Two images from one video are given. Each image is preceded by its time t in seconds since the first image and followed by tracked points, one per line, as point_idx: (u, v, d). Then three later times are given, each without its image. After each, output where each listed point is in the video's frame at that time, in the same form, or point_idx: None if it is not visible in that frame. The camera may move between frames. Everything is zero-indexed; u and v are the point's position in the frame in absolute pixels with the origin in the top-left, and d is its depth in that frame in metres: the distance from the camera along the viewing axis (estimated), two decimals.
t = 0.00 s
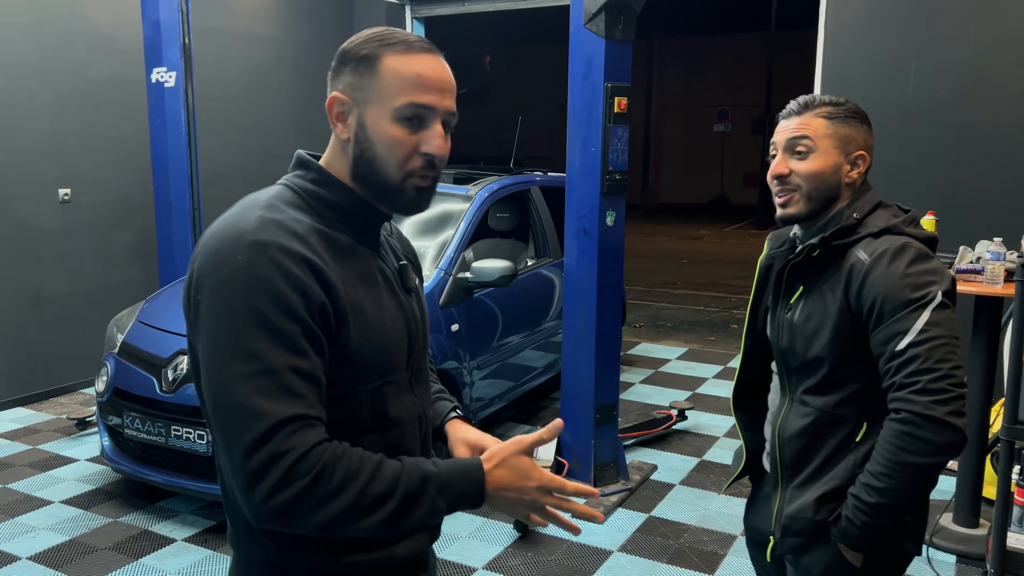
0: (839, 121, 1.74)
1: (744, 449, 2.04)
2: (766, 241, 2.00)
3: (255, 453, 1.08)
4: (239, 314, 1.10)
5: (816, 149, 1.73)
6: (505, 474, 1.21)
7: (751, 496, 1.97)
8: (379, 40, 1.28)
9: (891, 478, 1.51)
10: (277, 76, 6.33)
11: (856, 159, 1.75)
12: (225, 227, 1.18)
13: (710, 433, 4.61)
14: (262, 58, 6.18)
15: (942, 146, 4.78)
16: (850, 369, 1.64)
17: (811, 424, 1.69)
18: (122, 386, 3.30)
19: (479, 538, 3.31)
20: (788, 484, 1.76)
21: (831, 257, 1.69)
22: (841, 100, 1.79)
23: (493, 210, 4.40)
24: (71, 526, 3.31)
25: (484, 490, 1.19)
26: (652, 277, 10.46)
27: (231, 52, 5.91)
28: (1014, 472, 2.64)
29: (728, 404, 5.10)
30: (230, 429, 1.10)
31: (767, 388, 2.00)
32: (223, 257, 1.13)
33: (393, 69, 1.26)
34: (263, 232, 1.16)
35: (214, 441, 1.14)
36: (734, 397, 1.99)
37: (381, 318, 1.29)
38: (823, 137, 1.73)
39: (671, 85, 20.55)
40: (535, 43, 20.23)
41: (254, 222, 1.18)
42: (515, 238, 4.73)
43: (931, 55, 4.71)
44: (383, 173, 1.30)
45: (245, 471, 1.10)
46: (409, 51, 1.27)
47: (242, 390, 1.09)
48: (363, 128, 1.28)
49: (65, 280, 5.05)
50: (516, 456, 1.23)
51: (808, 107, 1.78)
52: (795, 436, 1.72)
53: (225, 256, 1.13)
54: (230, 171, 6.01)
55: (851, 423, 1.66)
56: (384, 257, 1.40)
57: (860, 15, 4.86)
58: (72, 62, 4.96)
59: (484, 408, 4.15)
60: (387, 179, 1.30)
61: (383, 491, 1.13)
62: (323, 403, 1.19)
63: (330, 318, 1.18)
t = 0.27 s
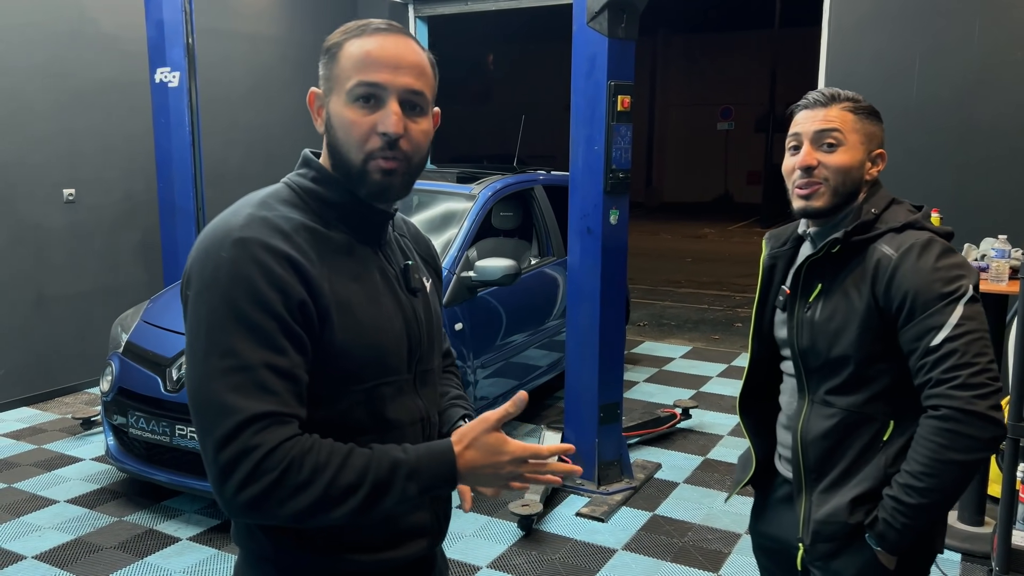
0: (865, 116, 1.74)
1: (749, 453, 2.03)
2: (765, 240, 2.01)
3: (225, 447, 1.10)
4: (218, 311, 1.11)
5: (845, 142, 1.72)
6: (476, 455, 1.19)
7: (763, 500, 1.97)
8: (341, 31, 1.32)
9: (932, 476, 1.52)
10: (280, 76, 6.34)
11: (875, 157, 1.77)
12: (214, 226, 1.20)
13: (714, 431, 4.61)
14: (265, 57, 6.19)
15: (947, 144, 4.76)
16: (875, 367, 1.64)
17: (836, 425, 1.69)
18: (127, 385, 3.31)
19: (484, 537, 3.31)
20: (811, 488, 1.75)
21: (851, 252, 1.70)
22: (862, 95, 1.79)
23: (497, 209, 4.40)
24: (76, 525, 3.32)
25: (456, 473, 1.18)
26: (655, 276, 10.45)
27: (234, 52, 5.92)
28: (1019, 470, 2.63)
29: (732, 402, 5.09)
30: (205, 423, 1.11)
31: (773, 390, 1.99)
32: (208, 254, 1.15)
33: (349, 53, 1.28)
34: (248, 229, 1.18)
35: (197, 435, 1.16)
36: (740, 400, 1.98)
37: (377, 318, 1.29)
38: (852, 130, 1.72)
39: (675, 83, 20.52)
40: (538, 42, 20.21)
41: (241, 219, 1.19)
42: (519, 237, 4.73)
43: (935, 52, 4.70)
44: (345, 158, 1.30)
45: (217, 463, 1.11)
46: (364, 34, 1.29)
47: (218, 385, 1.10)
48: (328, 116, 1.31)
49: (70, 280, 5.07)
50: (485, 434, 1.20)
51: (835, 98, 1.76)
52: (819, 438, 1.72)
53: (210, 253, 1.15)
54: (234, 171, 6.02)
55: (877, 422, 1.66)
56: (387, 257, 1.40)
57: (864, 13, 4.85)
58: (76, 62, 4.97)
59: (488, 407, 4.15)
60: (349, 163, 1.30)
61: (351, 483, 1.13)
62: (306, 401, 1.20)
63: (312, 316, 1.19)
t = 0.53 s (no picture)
0: (891, 116, 1.73)
1: (762, 459, 2.02)
2: (774, 241, 1.99)
3: (184, 442, 1.11)
4: (193, 307, 1.14)
5: (873, 143, 1.71)
6: (429, 444, 1.20)
7: (779, 512, 1.96)
8: (325, 33, 1.30)
9: (977, 494, 1.49)
10: (281, 76, 6.33)
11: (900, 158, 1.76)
12: (205, 225, 1.23)
13: (715, 430, 4.61)
14: (267, 57, 6.19)
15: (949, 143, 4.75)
16: (906, 377, 1.63)
17: (866, 438, 1.68)
18: (128, 385, 3.32)
19: (485, 536, 3.32)
20: (841, 503, 1.74)
21: (880, 258, 1.68)
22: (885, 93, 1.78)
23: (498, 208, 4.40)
24: (79, 525, 3.33)
25: (412, 467, 1.18)
26: (658, 275, 10.43)
27: (236, 52, 5.92)
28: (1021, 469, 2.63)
29: (734, 401, 5.09)
30: (171, 417, 1.13)
31: (785, 396, 1.99)
32: (194, 252, 1.19)
33: (332, 57, 1.27)
34: (233, 228, 1.20)
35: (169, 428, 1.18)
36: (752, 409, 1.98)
37: (366, 321, 1.29)
38: (880, 131, 1.71)
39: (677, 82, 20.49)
40: (540, 41, 20.18)
41: (227, 218, 1.22)
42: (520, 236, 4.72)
43: (937, 50, 4.68)
44: (334, 161, 1.30)
45: (176, 457, 1.13)
46: (345, 36, 1.27)
47: (184, 380, 1.12)
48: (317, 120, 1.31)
49: (72, 280, 5.07)
50: (436, 421, 1.21)
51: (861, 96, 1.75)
52: (849, 452, 1.71)
53: (196, 251, 1.18)
54: (236, 171, 6.02)
55: (909, 434, 1.65)
56: (388, 259, 1.40)
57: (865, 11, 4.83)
58: (78, 63, 4.98)
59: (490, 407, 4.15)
60: (338, 167, 1.30)
61: (302, 478, 1.13)
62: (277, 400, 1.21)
63: (288, 317, 1.20)
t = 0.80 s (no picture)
0: (947, 121, 1.50)
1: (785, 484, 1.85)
2: (816, 245, 1.79)
3: (158, 439, 1.15)
4: (175, 308, 1.17)
5: (921, 155, 1.49)
6: (401, 458, 1.18)
7: (799, 538, 1.81)
8: (335, 33, 1.31)
9: None
10: (281, 76, 6.34)
11: (963, 168, 1.52)
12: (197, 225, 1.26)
13: (715, 430, 4.61)
14: (267, 57, 6.20)
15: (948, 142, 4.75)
16: (957, 415, 1.45)
17: (908, 478, 1.50)
18: (128, 386, 3.32)
19: (484, 536, 3.32)
20: (871, 546, 1.56)
21: (940, 280, 1.48)
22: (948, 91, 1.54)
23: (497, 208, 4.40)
24: (78, 526, 3.33)
25: (381, 478, 1.17)
26: (657, 275, 10.44)
27: (235, 52, 5.92)
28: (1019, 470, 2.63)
29: (733, 401, 5.09)
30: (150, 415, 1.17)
31: (816, 415, 1.80)
32: (183, 252, 1.22)
33: (340, 58, 1.27)
34: (220, 229, 1.23)
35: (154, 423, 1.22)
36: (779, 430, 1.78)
37: (355, 325, 1.29)
38: (929, 141, 1.49)
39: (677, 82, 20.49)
40: (540, 41, 20.19)
41: (216, 220, 1.25)
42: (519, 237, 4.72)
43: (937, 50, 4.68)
44: (335, 164, 1.30)
45: (151, 454, 1.16)
46: (355, 37, 1.27)
47: (161, 380, 1.15)
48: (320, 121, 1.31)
49: (72, 281, 5.07)
50: (409, 434, 1.19)
51: (913, 98, 1.53)
52: (887, 492, 1.53)
53: (184, 251, 1.21)
54: (236, 172, 6.02)
55: (955, 476, 1.47)
56: (385, 262, 1.40)
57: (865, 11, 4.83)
58: (78, 63, 4.98)
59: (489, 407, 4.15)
60: (339, 169, 1.30)
61: (269, 484, 1.14)
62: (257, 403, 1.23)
63: (268, 322, 1.21)
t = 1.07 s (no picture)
0: (986, 123, 1.37)
1: (841, 508, 1.73)
2: (867, 248, 1.65)
3: (150, 443, 1.15)
4: (167, 311, 1.17)
5: (950, 165, 1.39)
6: (393, 462, 1.18)
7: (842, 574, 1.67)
8: (329, 36, 1.31)
9: None
10: (279, 76, 6.34)
11: (1010, 175, 1.38)
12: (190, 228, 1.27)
13: (712, 431, 4.61)
14: (266, 58, 6.20)
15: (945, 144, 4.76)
16: (1023, 463, 1.33)
17: (968, 529, 1.37)
18: (125, 386, 3.32)
19: (482, 537, 3.32)
20: None
21: (1008, 311, 1.35)
22: (1001, 84, 1.39)
23: (495, 209, 4.41)
24: (75, 526, 3.33)
25: (372, 482, 1.17)
26: (655, 276, 10.45)
27: (234, 53, 5.93)
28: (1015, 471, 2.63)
29: (730, 402, 5.10)
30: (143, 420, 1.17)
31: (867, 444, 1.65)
32: (176, 254, 1.22)
33: (334, 62, 1.27)
34: (212, 233, 1.23)
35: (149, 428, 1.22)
36: (833, 455, 1.64)
37: (347, 327, 1.29)
38: (959, 150, 1.38)
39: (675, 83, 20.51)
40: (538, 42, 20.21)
41: (209, 223, 1.25)
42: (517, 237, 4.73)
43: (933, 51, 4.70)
44: (328, 167, 1.30)
45: (144, 458, 1.17)
46: (348, 40, 1.27)
47: (153, 384, 1.15)
48: (314, 124, 1.31)
49: (69, 281, 5.07)
50: (401, 438, 1.19)
51: (952, 98, 1.41)
52: (942, 544, 1.40)
53: (177, 253, 1.22)
54: (234, 172, 6.02)
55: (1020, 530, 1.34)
56: (380, 264, 1.40)
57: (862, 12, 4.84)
58: (77, 63, 4.98)
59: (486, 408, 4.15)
60: (332, 173, 1.30)
61: (262, 488, 1.15)
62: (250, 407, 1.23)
63: (261, 325, 1.22)
